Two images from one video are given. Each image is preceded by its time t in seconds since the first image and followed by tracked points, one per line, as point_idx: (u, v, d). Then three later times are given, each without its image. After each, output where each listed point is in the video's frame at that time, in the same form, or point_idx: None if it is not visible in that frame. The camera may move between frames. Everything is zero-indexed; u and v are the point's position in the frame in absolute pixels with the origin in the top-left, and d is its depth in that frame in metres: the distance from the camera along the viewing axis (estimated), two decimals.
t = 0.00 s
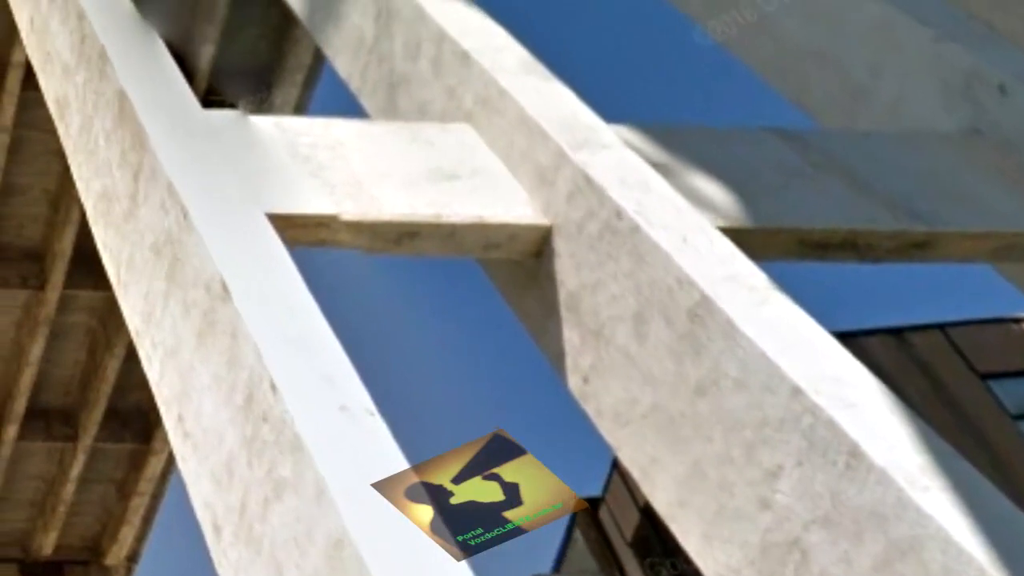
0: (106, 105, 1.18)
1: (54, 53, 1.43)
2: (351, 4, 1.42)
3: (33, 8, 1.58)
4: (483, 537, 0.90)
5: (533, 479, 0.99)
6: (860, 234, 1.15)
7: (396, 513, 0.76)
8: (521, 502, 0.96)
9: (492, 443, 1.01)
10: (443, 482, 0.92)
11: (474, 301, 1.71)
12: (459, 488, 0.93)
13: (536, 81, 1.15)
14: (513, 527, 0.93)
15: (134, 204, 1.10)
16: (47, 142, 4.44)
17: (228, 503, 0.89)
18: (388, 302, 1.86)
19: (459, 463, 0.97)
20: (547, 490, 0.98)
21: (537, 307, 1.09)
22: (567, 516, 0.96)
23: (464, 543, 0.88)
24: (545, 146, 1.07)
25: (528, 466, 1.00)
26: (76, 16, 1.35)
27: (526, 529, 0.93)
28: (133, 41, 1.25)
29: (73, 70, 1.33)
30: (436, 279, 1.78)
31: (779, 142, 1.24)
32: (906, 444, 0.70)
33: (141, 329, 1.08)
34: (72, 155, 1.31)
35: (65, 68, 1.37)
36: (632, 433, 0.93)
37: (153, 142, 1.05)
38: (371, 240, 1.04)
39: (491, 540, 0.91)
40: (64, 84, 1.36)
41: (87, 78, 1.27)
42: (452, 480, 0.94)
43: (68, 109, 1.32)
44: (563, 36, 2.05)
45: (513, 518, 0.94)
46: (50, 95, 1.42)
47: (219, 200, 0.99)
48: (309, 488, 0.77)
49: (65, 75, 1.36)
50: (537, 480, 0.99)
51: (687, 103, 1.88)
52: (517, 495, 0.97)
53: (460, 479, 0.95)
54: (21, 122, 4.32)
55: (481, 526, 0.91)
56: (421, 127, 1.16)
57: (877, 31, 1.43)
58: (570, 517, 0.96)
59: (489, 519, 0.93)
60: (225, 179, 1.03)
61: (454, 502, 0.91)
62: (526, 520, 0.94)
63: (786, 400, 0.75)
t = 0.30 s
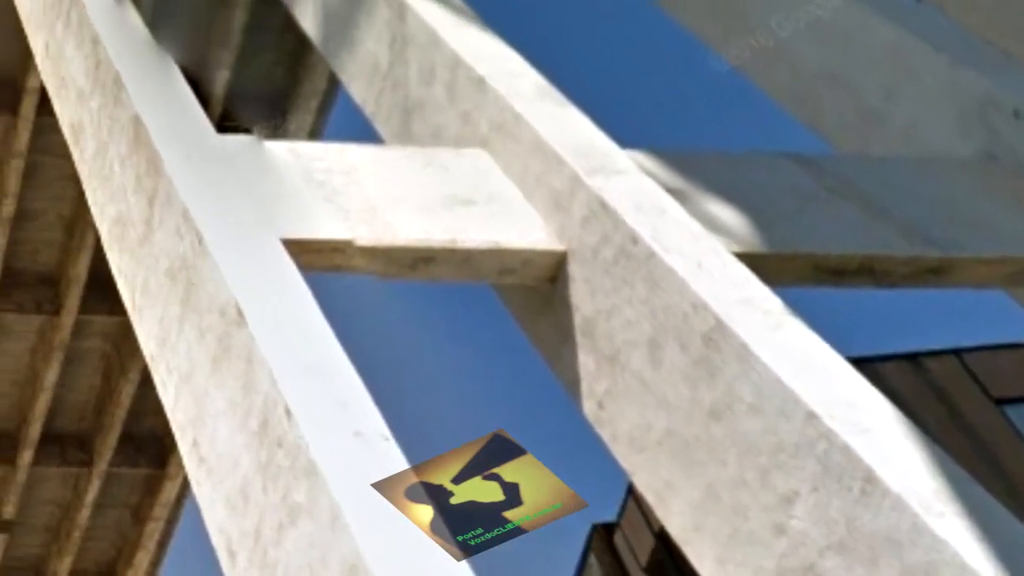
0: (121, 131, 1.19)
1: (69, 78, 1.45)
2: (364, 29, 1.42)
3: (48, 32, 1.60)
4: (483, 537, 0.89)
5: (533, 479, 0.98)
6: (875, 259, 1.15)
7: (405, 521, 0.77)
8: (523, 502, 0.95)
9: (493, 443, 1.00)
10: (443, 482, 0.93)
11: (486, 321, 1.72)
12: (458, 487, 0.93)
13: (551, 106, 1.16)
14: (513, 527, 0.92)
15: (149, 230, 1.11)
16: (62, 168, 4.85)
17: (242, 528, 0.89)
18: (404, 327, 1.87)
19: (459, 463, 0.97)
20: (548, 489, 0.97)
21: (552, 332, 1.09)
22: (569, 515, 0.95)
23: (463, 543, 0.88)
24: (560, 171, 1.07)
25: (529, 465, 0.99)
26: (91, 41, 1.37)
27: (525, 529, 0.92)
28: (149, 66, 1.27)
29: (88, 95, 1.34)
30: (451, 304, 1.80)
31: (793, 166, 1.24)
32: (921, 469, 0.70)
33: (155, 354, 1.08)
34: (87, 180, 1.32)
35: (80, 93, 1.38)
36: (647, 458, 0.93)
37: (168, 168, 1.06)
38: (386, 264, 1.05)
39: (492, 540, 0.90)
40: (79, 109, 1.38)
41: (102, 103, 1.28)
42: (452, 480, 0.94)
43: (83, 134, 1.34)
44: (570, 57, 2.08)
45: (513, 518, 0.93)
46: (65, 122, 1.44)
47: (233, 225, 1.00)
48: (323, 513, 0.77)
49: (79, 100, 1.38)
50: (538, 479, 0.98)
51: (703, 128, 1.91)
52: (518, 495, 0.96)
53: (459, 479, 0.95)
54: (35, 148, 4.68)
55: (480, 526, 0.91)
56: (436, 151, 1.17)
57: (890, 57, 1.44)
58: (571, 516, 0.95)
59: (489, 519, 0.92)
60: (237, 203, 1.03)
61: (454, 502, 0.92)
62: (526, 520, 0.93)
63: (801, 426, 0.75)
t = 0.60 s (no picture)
0: (136, 155, 1.20)
1: (83, 103, 1.46)
2: (379, 55, 1.42)
3: (63, 57, 1.60)
4: (483, 537, 0.90)
5: (533, 479, 0.98)
6: (889, 284, 1.15)
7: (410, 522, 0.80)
8: (523, 502, 0.95)
9: (493, 443, 1.00)
10: (443, 483, 0.93)
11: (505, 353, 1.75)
12: (458, 487, 0.94)
13: (566, 131, 1.17)
14: (513, 527, 0.92)
15: (164, 255, 1.11)
16: (76, 193, 4.99)
17: (257, 553, 0.90)
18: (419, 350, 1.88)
19: (459, 463, 0.97)
20: (548, 490, 0.97)
21: (567, 357, 1.10)
22: (569, 515, 0.94)
23: (462, 543, 0.88)
24: (575, 197, 1.08)
25: (529, 465, 0.99)
26: (105, 65, 1.37)
27: (525, 529, 0.92)
28: (164, 92, 1.28)
29: (102, 121, 1.35)
30: (470, 331, 1.83)
31: (808, 192, 1.24)
32: (937, 494, 0.71)
33: (170, 379, 1.09)
34: (102, 204, 1.33)
35: (94, 119, 1.39)
36: (661, 483, 0.93)
37: (185, 194, 1.07)
38: (401, 290, 1.05)
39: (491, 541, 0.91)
40: (93, 134, 1.39)
41: (116, 128, 1.29)
42: (452, 480, 0.94)
43: (98, 159, 1.35)
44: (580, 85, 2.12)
45: (513, 518, 0.93)
46: (80, 147, 1.45)
47: (248, 250, 1.00)
48: (338, 539, 0.78)
49: (94, 126, 1.39)
50: (540, 479, 0.98)
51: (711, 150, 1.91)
52: (518, 495, 0.96)
53: (459, 479, 0.95)
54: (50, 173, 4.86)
55: (480, 527, 0.91)
56: (452, 177, 1.17)
57: (904, 82, 1.44)
58: (571, 516, 0.95)
59: (489, 519, 0.92)
60: (252, 229, 1.04)
61: (454, 502, 0.92)
62: (526, 519, 0.93)
63: (816, 451, 0.75)
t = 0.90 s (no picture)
0: (150, 181, 1.22)
1: (98, 128, 1.47)
2: (394, 80, 1.43)
3: (78, 82, 1.60)
4: (483, 537, 0.93)
5: (533, 479, 1.00)
6: (905, 310, 1.15)
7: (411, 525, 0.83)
8: (523, 502, 0.98)
9: (493, 443, 1.02)
10: (443, 483, 0.96)
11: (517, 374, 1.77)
12: (458, 487, 0.96)
13: (581, 157, 1.17)
14: (513, 527, 0.95)
15: (179, 280, 1.12)
16: (91, 219, 5.07)
17: None
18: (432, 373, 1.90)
19: (459, 463, 0.99)
20: (548, 489, 1.00)
21: (582, 382, 1.10)
22: (568, 514, 0.97)
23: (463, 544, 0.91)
24: (591, 223, 1.09)
25: (529, 465, 1.01)
26: (121, 90, 1.38)
27: (525, 529, 0.95)
28: (177, 117, 1.29)
29: (116, 146, 1.37)
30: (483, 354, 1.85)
31: (824, 218, 1.25)
32: (951, 519, 0.71)
33: (185, 405, 1.09)
34: (116, 230, 1.34)
35: (109, 144, 1.40)
36: (677, 508, 0.93)
37: (199, 220, 1.08)
38: (416, 315, 1.06)
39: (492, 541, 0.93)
40: (108, 160, 1.40)
41: (130, 153, 1.31)
42: (452, 480, 0.97)
43: (113, 185, 1.36)
44: (600, 111, 2.15)
45: (513, 518, 0.96)
46: (95, 173, 1.46)
47: (263, 276, 1.01)
48: (353, 565, 0.78)
49: (109, 151, 1.41)
50: (540, 478, 1.01)
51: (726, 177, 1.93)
52: (518, 495, 0.98)
53: (459, 480, 0.97)
54: (66, 199, 4.96)
55: (480, 527, 0.94)
56: (466, 204, 1.18)
57: (919, 107, 1.45)
58: (570, 515, 0.97)
59: (489, 520, 0.95)
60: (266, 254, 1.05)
61: (453, 502, 0.95)
62: (526, 519, 0.96)
63: (831, 477, 0.76)
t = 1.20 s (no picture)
0: (166, 207, 1.23)
1: (113, 154, 1.49)
2: (409, 105, 1.44)
3: (93, 107, 1.61)
4: (483, 537, 0.94)
5: (533, 479, 1.02)
6: (919, 334, 1.15)
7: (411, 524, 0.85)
8: (522, 502, 0.99)
9: (493, 444, 1.04)
10: (444, 482, 0.97)
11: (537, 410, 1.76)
12: (458, 488, 0.98)
13: (597, 182, 1.18)
14: (513, 527, 0.96)
15: (194, 306, 1.13)
16: (106, 244, 5.10)
17: None
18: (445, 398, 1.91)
19: (460, 463, 1.01)
20: (548, 490, 1.02)
21: (597, 408, 1.10)
22: (568, 514, 0.98)
23: (463, 543, 0.92)
24: (606, 248, 1.09)
25: (528, 466, 1.03)
26: (136, 116, 1.40)
27: (525, 529, 0.96)
28: (191, 143, 1.30)
29: (132, 172, 1.38)
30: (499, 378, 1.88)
31: (838, 243, 1.25)
32: (966, 546, 0.72)
33: (200, 431, 1.10)
34: (131, 255, 1.36)
35: (124, 169, 1.42)
36: (692, 534, 0.93)
37: (215, 247, 1.08)
38: (431, 340, 1.06)
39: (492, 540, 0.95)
40: (123, 186, 1.42)
41: (146, 180, 1.32)
42: (452, 480, 0.98)
43: (128, 211, 1.37)
44: (606, 129, 2.18)
45: (513, 518, 0.97)
46: (110, 198, 1.48)
47: (280, 302, 1.02)
48: None
49: (124, 177, 1.42)
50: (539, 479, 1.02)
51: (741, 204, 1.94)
52: (518, 495, 1.00)
53: (459, 480, 0.99)
54: (82, 225, 5.02)
55: (480, 526, 0.95)
56: (482, 229, 1.19)
57: (935, 132, 1.45)
58: (569, 515, 0.99)
59: (489, 519, 0.96)
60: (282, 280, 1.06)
61: (454, 502, 0.96)
62: (526, 519, 0.97)
63: (846, 501, 0.77)
